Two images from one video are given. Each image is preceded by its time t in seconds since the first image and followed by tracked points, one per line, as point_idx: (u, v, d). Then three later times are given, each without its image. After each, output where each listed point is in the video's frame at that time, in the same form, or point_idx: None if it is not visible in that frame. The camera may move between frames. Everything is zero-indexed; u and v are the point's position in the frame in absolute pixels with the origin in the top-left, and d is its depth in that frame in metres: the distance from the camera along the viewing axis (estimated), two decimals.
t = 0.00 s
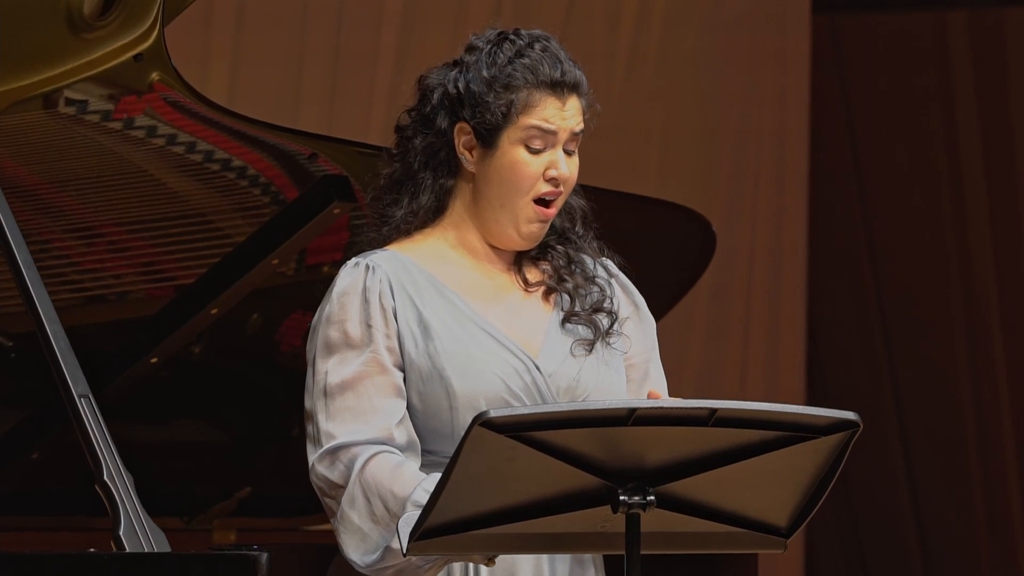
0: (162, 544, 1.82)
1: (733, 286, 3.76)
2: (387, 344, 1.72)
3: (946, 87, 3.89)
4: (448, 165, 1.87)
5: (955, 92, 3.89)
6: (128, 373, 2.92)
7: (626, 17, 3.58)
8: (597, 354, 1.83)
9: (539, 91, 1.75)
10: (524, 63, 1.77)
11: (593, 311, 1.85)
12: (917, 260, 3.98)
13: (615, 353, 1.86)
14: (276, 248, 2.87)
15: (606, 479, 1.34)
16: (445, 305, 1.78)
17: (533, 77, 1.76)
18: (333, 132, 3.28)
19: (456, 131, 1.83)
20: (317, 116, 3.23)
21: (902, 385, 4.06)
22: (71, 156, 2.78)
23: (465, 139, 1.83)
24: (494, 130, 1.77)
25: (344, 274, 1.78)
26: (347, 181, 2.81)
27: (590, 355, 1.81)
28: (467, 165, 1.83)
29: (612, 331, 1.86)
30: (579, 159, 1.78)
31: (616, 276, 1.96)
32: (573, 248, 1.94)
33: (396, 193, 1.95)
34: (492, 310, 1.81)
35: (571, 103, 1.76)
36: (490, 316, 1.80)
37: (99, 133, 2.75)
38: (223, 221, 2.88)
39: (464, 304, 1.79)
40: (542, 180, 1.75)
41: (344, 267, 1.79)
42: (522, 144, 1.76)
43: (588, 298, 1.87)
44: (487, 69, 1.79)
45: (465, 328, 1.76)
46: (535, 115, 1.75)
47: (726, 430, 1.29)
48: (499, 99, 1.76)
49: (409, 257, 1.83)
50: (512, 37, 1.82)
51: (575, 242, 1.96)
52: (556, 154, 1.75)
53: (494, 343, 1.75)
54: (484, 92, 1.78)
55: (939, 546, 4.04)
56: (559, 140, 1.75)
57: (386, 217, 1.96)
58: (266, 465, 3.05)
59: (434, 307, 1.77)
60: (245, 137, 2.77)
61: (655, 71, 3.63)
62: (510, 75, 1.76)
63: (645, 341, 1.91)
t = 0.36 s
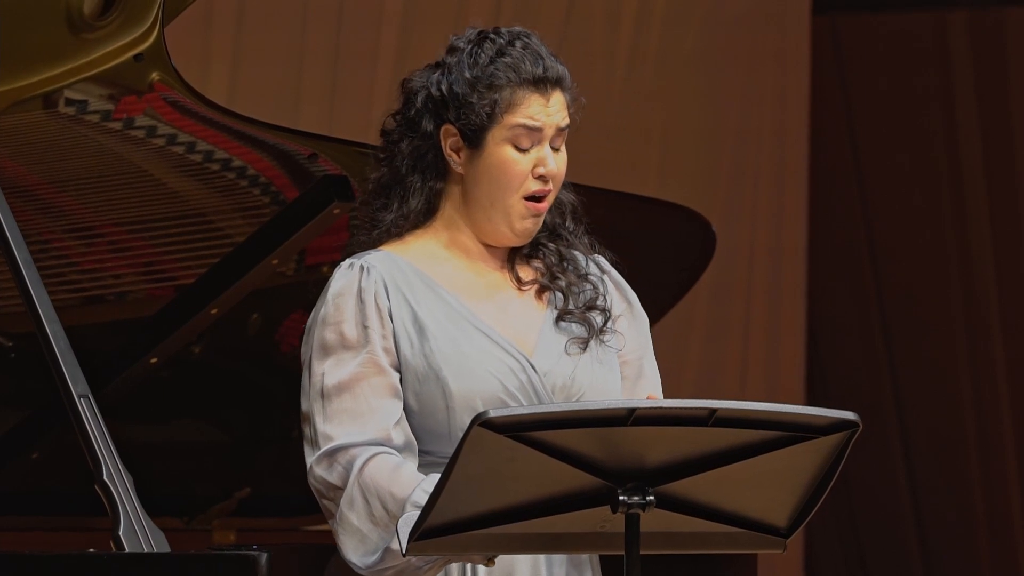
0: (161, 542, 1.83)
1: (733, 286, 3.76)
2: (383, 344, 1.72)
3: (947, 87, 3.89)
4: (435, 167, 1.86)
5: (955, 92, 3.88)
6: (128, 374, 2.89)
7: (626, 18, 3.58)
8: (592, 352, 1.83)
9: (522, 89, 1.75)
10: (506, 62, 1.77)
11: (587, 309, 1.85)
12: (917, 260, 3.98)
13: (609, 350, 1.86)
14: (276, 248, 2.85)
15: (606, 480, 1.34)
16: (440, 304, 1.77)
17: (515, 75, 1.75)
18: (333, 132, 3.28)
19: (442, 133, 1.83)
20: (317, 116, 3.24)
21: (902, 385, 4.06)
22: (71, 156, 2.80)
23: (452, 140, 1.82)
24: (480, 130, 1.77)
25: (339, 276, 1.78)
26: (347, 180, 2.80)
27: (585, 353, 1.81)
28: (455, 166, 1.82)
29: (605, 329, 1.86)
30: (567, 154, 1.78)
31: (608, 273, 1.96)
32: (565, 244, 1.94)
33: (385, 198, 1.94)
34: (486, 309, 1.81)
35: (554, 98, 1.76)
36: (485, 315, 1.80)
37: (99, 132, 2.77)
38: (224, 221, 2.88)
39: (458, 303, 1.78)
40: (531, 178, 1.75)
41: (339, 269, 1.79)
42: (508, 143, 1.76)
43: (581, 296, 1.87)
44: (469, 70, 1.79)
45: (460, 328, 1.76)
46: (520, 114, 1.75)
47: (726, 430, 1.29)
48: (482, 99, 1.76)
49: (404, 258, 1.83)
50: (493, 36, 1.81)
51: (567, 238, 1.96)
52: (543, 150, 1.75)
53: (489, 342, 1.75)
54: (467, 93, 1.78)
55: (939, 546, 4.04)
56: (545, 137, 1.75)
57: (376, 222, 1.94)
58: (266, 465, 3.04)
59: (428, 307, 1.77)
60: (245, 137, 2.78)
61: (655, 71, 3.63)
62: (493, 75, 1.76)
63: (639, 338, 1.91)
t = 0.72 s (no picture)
0: (161, 545, 1.80)
1: (733, 286, 3.79)
2: (380, 344, 1.72)
3: (947, 87, 3.89)
4: (425, 169, 1.86)
5: (955, 93, 3.88)
6: (128, 374, 2.93)
7: (626, 18, 3.56)
8: (587, 349, 1.83)
9: (507, 91, 1.75)
10: (490, 64, 1.76)
11: (581, 306, 1.85)
12: (917, 260, 3.98)
13: (605, 346, 1.86)
14: (276, 247, 2.87)
15: (606, 478, 1.34)
16: (434, 303, 1.78)
17: (499, 77, 1.75)
18: (333, 132, 3.23)
19: (430, 136, 1.83)
20: (317, 116, 3.21)
21: (902, 385, 4.06)
22: (70, 155, 2.75)
23: (440, 143, 1.82)
24: (467, 133, 1.77)
25: (333, 276, 1.77)
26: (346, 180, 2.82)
27: (580, 350, 1.81)
28: (444, 169, 1.82)
29: (600, 325, 1.86)
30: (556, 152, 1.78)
31: (601, 269, 1.95)
32: (557, 241, 1.93)
33: (375, 201, 1.93)
34: (481, 307, 1.81)
35: (540, 97, 1.76)
36: (479, 314, 1.80)
37: (99, 132, 2.71)
38: (223, 220, 2.88)
39: (454, 302, 1.78)
40: (521, 178, 1.75)
41: (334, 269, 1.78)
42: (496, 144, 1.76)
43: (575, 293, 1.87)
44: (453, 73, 1.78)
45: (455, 326, 1.76)
46: (507, 115, 1.74)
47: (726, 430, 1.29)
48: (468, 103, 1.76)
49: (398, 258, 1.83)
50: (476, 38, 1.81)
51: (559, 235, 1.95)
52: (531, 151, 1.74)
53: (484, 340, 1.75)
54: (453, 96, 1.78)
55: (939, 546, 4.04)
56: (532, 137, 1.75)
57: (365, 225, 1.93)
58: (266, 465, 3.06)
59: (423, 306, 1.77)
60: (245, 136, 2.71)
61: (655, 71, 3.61)
62: (478, 78, 1.75)
63: (633, 334, 1.90)
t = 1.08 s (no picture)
0: (161, 544, 1.80)
1: (733, 286, 3.78)
2: (378, 345, 1.72)
3: (947, 88, 3.89)
4: (415, 171, 1.86)
5: (955, 93, 3.88)
6: (128, 374, 2.92)
7: (627, 17, 3.56)
8: (583, 348, 1.83)
9: (491, 87, 1.75)
10: (473, 62, 1.76)
11: (577, 305, 1.84)
12: (917, 260, 3.98)
13: (600, 345, 1.85)
14: (276, 247, 2.87)
15: (605, 479, 1.34)
16: (430, 303, 1.77)
17: (483, 75, 1.75)
18: (333, 133, 3.24)
19: (419, 138, 1.83)
20: (317, 116, 3.22)
21: (902, 385, 4.05)
22: (70, 156, 2.76)
23: (429, 144, 1.82)
24: (455, 132, 1.77)
25: (329, 278, 1.77)
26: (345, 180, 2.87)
27: (576, 349, 1.81)
28: (435, 170, 1.82)
29: (596, 324, 1.85)
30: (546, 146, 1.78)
31: (596, 268, 1.95)
32: (551, 240, 1.93)
33: (366, 205, 1.92)
34: (477, 307, 1.81)
35: (525, 91, 1.76)
36: (476, 313, 1.80)
37: (99, 132, 2.72)
38: (223, 220, 2.89)
39: (450, 303, 1.78)
40: (511, 174, 1.75)
41: (329, 271, 1.78)
42: (484, 141, 1.76)
43: (570, 293, 1.86)
44: (438, 74, 1.79)
45: (451, 326, 1.76)
46: (493, 111, 1.74)
47: (726, 430, 1.29)
48: (453, 102, 1.76)
49: (394, 259, 1.83)
50: (459, 37, 1.81)
51: (552, 234, 1.94)
52: (519, 146, 1.75)
53: (480, 340, 1.75)
54: (438, 96, 1.78)
55: (939, 546, 4.04)
56: (520, 132, 1.75)
57: (357, 230, 1.92)
58: (266, 465, 3.06)
59: (420, 307, 1.77)
60: (245, 137, 2.75)
61: (655, 71, 3.62)
62: (461, 77, 1.76)
63: (629, 334, 1.89)
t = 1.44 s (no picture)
0: (161, 544, 1.80)
1: (733, 286, 3.77)
2: (375, 347, 1.72)
3: (947, 87, 3.89)
4: (408, 173, 1.87)
5: (955, 93, 3.88)
6: (128, 374, 2.90)
7: (627, 18, 3.57)
8: (579, 349, 1.83)
9: (479, 84, 1.75)
10: (460, 60, 1.76)
11: (573, 306, 1.84)
12: (917, 260, 3.98)
13: (597, 346, 1.85)
14: (276, 248, 2.88)
15: (605, 479, 1.34)
16: (427, 305, 1.77)
17: (470, 72, 1.75)
18: (334, 133, 3.24)
19: (411, 139, 1.82)
20: (318, 116, 3.23)
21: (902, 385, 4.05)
22: (69, 156, 2.79)
23: (421, 145, 1.82)
24: (445, 131, 1.77)
25: (326, 280, 1.77)
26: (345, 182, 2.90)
27: (573, 350, 1.81)
28: (429, 170, 1.82)
29: (592, 325, 1.85)
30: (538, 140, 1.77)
31: (591, 268, 1.95)
32: (546, 241, 1.93)
33: (360, 209, 1.92)
34: (474, 308, 1.81)
35: (514, 86, 1.76)
36: (472, 315, 1.80)
37: (98, 132, 2.75)
38: (222, 221, 2.89)
39: (447, 305, 1.78)
40: (504, 171, 1.75)
41: (326, 273, 1.78)
42: (475, 138, 1.76)
43: (566, 293, 1.86)
44: (426, 73, 1.79)
45: (448, 327, 1.76)
46: (483, 108, 1.74)
47: (726, 430, 1.29)
48: (442, 100, 1.76)
49: (390, 261, 1.83)
50: (446, 36, 1.81)
51: (547, 234, 1.94)
52: (511, 141, 1.75)
53: (477, 341, 1.75)
54: (428, 96, 1.78)
55: (939, 546, 4.04)
56: (511, 128, 1.75)
57: (350, 233, 1.92)
58: (265, 465, 3.04)
59: (417, 308, 1.77)
60: (245, 138, 2.79)
61: (655, 71, 3.63)
62: (449, 74, 1.76)
63: (625, 334, 1.90)
